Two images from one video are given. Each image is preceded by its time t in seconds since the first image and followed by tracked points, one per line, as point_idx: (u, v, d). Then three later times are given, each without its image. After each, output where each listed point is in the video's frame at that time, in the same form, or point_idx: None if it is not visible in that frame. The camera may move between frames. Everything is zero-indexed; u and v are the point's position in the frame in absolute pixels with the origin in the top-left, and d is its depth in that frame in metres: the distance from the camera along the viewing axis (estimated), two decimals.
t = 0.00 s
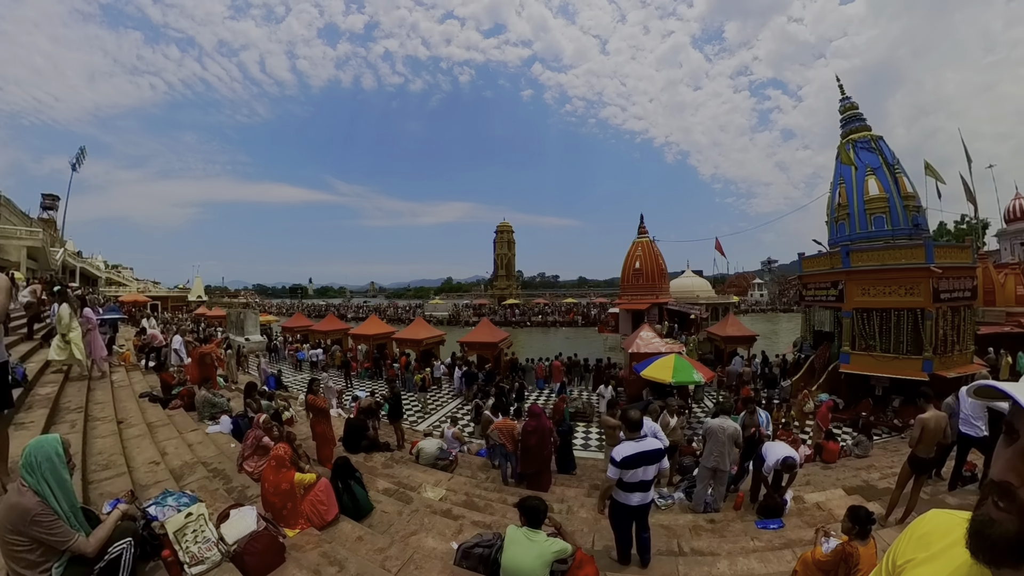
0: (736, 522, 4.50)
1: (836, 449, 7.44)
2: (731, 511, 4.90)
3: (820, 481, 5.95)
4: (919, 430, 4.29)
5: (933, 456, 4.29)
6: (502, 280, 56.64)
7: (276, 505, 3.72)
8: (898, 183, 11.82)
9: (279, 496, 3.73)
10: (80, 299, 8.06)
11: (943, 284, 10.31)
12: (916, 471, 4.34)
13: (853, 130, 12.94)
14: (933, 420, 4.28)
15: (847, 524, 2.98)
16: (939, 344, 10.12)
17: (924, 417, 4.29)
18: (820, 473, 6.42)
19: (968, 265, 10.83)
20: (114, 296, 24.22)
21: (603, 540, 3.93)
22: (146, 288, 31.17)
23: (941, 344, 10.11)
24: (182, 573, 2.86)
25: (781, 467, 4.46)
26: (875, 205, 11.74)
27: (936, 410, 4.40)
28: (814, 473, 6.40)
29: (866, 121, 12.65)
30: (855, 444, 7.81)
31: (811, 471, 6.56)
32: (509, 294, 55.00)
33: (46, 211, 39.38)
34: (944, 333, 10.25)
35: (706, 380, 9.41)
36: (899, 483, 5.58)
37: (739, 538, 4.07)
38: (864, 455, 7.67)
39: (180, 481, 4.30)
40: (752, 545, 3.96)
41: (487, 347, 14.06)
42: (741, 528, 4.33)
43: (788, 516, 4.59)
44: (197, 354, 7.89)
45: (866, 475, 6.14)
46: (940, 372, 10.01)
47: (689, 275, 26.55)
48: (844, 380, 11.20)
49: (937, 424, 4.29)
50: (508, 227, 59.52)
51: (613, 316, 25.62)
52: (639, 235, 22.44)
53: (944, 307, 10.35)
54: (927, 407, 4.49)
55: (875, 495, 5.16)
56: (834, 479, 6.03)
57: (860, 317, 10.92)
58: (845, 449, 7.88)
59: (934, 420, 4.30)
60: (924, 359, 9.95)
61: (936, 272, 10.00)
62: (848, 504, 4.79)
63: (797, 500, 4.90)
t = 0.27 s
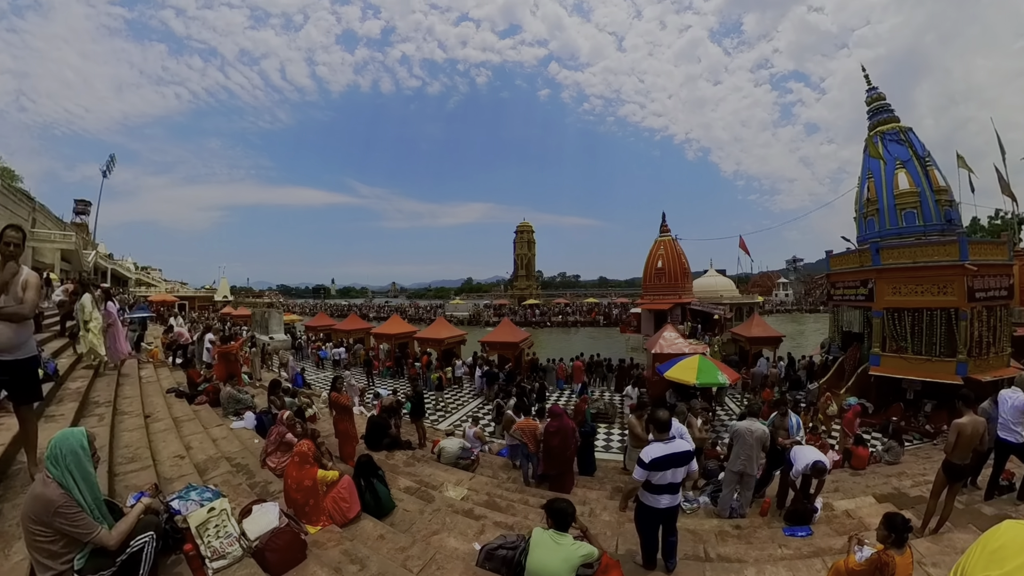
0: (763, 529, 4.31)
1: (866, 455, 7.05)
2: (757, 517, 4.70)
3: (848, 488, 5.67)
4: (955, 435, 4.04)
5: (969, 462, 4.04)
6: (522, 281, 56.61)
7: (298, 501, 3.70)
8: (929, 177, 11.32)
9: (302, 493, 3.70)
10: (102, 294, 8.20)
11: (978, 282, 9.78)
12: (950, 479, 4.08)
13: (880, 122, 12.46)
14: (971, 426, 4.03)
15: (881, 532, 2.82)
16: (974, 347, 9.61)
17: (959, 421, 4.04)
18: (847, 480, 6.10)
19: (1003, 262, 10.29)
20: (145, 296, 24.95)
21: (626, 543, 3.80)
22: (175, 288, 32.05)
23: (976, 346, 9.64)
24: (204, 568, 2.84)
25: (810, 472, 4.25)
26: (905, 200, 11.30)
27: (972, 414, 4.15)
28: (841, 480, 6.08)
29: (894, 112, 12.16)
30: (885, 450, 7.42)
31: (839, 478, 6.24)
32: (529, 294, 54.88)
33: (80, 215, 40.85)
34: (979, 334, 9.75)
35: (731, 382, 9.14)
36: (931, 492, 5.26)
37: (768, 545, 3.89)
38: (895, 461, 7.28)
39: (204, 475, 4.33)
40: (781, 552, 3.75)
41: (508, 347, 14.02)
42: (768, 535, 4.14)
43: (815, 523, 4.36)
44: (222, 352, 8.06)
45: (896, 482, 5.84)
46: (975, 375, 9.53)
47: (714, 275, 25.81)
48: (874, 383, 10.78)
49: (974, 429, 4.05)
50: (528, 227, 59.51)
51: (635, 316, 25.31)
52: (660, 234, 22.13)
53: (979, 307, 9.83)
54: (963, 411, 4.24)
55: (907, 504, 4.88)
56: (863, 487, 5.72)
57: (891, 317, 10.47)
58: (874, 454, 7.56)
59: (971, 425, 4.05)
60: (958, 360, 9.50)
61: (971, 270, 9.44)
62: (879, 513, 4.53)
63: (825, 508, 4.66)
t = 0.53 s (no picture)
0: (793, 538, 4.08)
1: (898, 462, 6.58)
2: (785, 524, 4.46)
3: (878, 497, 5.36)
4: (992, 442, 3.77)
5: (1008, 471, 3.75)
6: (543, 282, 56.45)
7: (319, 500, 3.66)
8: (963, 169, 10.78)
9: (322, 492, 3.65)
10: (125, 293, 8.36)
11: (1016, 280, 9.22)
12: (988, 487, 3.79)
13: (910, 113, 11.93)
14: (1011, 433, 3.74)
15: (921, 545, 2.70)
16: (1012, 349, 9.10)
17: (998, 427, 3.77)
18: (877, 489, 5.78)
19: None
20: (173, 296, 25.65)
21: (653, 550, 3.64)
22: (202, 289, 32.87)
23: (1014, 348, 9.12)
24: (222, 567, 2.80)
25: (843, 478, 4.01)
26: (938, 194, 10.73)
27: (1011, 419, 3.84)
28: (872, 489, 5.73)
29: (924, 102, 11.61)
30: (918, 457, 7.01)
31: (869, 487, 5.89)
32: (549, 295, 54.64)
33: (111, 220, 42.26)
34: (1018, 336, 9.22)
35: (758, 384, 8.83)
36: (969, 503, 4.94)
37: (800, 555, 3.67)
38: (928, 470, 6.86)
39: (226, 472, 4.32)
40: (810, 563, 3.52)
41: (529, 348, 13.92)
42: (798, 545, 3.92)
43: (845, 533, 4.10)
44: (246, 351, 8.20)
45: (929, 491, 5.51)
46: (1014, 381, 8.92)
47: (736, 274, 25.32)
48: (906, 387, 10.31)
49: (1015, 437, 3.75)
50: (548, 227, 59.34)
51: (657, 317, 24.91)
52: (683, 233, 21.74)
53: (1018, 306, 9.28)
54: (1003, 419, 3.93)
55: (942, 515, 4.58)
56: (893, 496, 5.40)
57: (924, 317, 9.95)
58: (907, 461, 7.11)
59: (1010, 431, 3.76)
60: (996, 364, 8.91)
61: (1009, 267, 8.91)
62: (912, 525, 4.25)
63: (856, 517, 4.40)
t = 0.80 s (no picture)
0: (821, 550, 3.89)
1: (930, 473, 6.12)
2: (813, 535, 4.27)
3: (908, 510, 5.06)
4: None
5: None
6: (563, 282, 56.21)
7: (336, 501, 3.62)
8: (999, 161, 10.25)
9: (339, 493, 3.61)
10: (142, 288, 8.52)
11: None
12: None
13: (941, 102, 11.42)
14: None
15: (961, 564, 2.70)
16: None
17: None
18: (907, 500, 5.49)
19: None
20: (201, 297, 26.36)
21: (675, 559, 3.51)
22: (227, 290, 33.70)
23: None
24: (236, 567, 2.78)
25: (875, 488, 3.82)
26: (972, 187, 10.26)
27: None
28: (903, 501, 5.41)
29: (957, 90, 11.09)
30: (952, 467, 6.60)
31: (898, 498, 5.57)
32: (569, 295, 54.34)
33: (139, 224, 43.72)
34: None
35: (785, 388, 8.53)
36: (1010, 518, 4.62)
37: (829, 568, 3.49)
38: (962, 482, 6.46)
39: (245, 470, 4.34)
40: None
41: (550, 348, 13.82)
42: (826, 558, 3.72)
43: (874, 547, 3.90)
44: (269, 350, 8.36)
45: (964, 505, 5.20)
46: None
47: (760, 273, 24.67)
48: (940, 392, 9.83)
49: None
50: (567, 227, 59.24)
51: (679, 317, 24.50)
52: (706, 231, 21.32)
53: None
54: None
55: (978, 531, 4.31)
56: (925, 509, 5.09)
57: (959, 319, 9.47)
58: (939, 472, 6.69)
59: None
60: None
61: None
62: (946, 539, 3.99)
63: (885, 530, 4.18)
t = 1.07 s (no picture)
0: (848, 564, 3.70)
1: (963, 485, 5.61)
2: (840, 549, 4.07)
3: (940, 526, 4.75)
4: None
5: None
6: (583, 282, 55.81)
7: (350, 501, 3.60)
8: None
9: (353, 492, 3.59)
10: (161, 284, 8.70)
11: None
12: None
13: (972, 89, 10.84)
14: None
15: None
16: None
17: None
18: (940, 514, 5.20)
19: None
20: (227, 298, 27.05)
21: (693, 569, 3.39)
22: (252, 291, 34.49)
23: None
24: (247, 564, 2.78)
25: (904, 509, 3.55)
26: (1008, 179, 9.66)
27: None
28: (934, 515, 5.11)
29: (988, 76, 10.51)
30: (985, 480, 6.07)
31: (929, 511, 5.28)
32: (589, 296, 53.92)
33: (167, 228, 45.10)
34: None
35: (812, 392, 8.23)
36: None
37: None
38: (997, 496, 5.96)
39: (262, 467, 4.37)
40: None
41: (570, 349, 13.70)
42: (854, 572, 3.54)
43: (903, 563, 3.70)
44: (288, 349, 8.53)
45: (1000, 521, 4.89)
46: None
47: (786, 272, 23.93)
48: (974, 399, 9.35)
49: None
50: (587, 227, 58.89)
51: (701, 318, 24.06)
52: (729, 229, 20.86)
53: None
54: None
55: (1014, 552, 4.04)
56: (959, 525, 4.79)
57: (995, 320, 9.02)
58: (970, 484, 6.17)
59: None
60: None
61: None
62: (980, 557, 3.74)
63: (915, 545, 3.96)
